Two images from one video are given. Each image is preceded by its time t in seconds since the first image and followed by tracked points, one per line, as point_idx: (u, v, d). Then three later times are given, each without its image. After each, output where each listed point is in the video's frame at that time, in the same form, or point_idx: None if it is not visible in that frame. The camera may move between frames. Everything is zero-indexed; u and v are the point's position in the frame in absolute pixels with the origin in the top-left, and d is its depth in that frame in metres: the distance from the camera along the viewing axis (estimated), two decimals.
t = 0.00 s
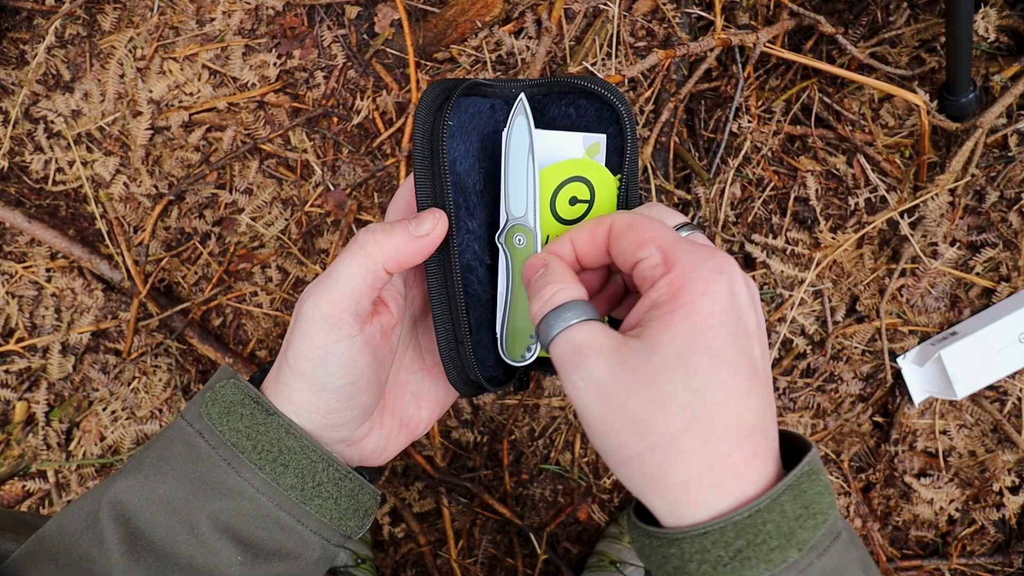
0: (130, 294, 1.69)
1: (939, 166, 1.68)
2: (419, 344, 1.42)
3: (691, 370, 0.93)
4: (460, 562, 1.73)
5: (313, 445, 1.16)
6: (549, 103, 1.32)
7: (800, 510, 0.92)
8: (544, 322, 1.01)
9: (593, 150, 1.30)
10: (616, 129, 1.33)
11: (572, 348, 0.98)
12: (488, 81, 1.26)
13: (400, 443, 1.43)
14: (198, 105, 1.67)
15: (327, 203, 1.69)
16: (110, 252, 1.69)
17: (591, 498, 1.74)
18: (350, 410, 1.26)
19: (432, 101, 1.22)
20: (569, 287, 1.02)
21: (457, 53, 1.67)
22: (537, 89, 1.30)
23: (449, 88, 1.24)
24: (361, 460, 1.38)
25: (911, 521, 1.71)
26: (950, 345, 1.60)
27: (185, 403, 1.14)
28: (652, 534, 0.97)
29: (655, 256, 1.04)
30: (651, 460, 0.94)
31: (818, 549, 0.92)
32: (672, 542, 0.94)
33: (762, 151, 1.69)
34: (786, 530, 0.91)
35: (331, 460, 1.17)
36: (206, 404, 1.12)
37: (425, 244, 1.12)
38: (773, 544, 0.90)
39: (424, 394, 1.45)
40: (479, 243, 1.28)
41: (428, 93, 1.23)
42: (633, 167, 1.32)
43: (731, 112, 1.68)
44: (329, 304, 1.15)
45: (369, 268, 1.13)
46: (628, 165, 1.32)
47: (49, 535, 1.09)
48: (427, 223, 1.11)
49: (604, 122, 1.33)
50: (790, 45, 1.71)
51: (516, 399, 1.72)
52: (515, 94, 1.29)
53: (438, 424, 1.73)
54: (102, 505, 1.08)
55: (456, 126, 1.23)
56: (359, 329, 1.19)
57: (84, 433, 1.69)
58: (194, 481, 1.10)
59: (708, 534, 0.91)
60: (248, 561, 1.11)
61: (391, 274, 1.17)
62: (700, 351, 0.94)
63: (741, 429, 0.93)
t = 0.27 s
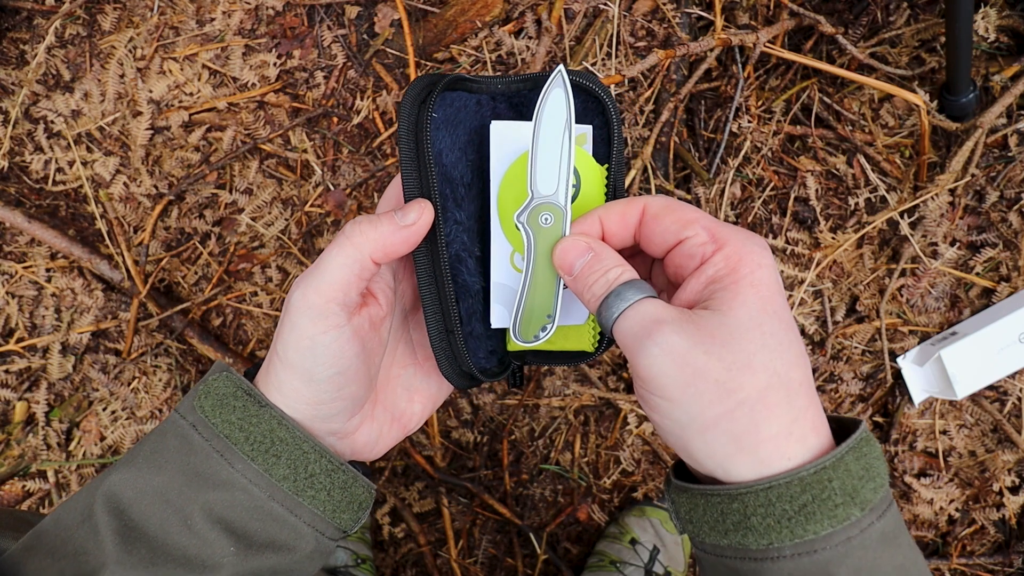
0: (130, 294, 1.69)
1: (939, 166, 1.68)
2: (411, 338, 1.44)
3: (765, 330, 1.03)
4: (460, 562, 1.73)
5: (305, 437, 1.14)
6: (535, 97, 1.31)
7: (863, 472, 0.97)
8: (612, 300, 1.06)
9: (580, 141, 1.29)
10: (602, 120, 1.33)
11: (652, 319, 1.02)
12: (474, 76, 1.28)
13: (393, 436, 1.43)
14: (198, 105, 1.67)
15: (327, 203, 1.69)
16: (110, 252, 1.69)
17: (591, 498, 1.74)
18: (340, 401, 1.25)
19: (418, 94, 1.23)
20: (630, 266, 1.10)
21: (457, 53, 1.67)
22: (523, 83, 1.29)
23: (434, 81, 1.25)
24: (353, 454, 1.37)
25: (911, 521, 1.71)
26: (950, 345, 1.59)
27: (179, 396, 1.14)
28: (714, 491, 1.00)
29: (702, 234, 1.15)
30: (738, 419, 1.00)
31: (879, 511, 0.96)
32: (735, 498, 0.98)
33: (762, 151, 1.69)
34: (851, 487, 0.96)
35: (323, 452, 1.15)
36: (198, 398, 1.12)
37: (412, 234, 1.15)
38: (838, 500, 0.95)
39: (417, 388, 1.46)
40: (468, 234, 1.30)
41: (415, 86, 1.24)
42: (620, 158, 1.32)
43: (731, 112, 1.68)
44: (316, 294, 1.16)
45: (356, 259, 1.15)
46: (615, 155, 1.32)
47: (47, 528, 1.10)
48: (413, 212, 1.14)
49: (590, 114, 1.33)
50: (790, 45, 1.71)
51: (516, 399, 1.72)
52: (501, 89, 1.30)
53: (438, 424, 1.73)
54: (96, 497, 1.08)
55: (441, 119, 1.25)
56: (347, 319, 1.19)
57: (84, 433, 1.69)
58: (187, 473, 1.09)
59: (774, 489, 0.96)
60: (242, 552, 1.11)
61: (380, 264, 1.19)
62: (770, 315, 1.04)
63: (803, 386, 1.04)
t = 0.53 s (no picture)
0: (130, 294, 1.69)
1: (939, 166, 1.68)
2: (412, 336, 1.44)
3: (769, 325, 1.04)
4: (460, 562, 1.73)
5: (308, 432, 1.15)
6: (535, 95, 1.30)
7: (867, 466, 0.98)
8: (618, 296, 1.05)
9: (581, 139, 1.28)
10: (603, 117, 1.32)
11: (658, 315, 1.03)
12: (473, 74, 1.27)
13: (394, 433, 1.43)
14: (198, 105, 1.67)
15: (327, 203, 1.69)
16: (110, 252, 1.69)
17: (591, 498, 1.74)
18: (340, 397, 1.25)
19: (416, 93, 1.24)
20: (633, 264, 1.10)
21: (457, 53, 1.67)
22: (522, 82, 1.29)
23: (432, 80, 1.26)
24: (354, 450, 1.37)
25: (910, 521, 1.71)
26: (950, 345, 1.60)
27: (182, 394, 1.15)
28: (720, 484, 1.00)
29: (705, 231, 1.15)
30: (743, 412, 1.01)
31: (884, 505, 0.97)
32: (742, 491, 0.98)
33: (762, 151, 1.69)
34: (856, 481, 0.96)
35: (325, 447, 1.16)
36: (201, 394, 1.13)
37: (406, 230, 1.14)
38: (843, 493, 0.95)
39: (418, 385, 1.46)
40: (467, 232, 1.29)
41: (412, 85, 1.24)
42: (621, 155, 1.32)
43: (731, 113, 1.68)
44: (313, 289, 1.16)
45: (351, 253, 1.15)
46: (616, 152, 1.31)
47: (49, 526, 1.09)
48: (407, 209, 1.14)
49: (590, 112, 1.33)
50: (790, 45, 1.71)
51: (516, 399, 1.71)
52: (501, 87, 1.30)
53: (438, 424, 1.73)
54: (100, 494, 1.09)
55: (438, 118, 1.25)
56: (344, 314, 1.19)
57: (84, 433, 1.69)
58: (191, 469, 1.10)
59: (781, 481, 0.96)
60: (246, 547, 1.10)
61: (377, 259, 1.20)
62: (774, 310, 1.05)
63: (806, 380, 1.04)
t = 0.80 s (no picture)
0: (130, 294, 1.69)
1: (939, 166, 1.68)
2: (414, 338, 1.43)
3: (747, 342, 0.99)
4: (460, 562, 1.73)
5: (311, 435, 1.16)
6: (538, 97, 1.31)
7: (851, 480, 0.96)
8: (600, 302, 1.05)
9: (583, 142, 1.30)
10: (604, 121, 1.33)
11: (630, 327, 1.03)
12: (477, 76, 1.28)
13: (397, 435, 1.44)
14: (198, 105, 1.68)
15: (327, 203, 1.69)
16: (110, 252, 1.69)
17: (591, 498, 1.74)
18: (343, 398, 1.26)
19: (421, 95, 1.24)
20: (613, 271, 1.09)
21: (457, 53, 1.67)
22: (525, 83, 1.28)
23: (437, 82, 1.26)
24: (357, 451, 1.38)
25: (910, 521, 1.71)
26: (950, 345, 1.59)
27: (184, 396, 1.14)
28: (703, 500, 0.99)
29: (697, 237, 1.12)
30: (718, 430, 0.99)
31: (868, 519, 0.95)
32: (722, 508, 0.97)
33: (762, 151, 1.69)
34: (836, 496, 0.95)
35: (328, 450, 1.17)
36: (204, 396, 1.12)
37: (410, 233, 1.15)
38: (825, 509, 0.93)
39: (420, 386, 1.46)
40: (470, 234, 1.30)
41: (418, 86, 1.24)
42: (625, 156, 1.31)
43: (731, 113, 1.68)
44: (317, 293, 1.15)
45: (356, 257, 1.15)
46: (618, 154, 1.31)
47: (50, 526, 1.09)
48: (413, 212, 1.14)
49: (593, 114, 1.33)
50: (790, 45, 1.71)
51: (516, 399, 1.71)
52: (505, 89, 1.29)
53: (438, 424, 1.73)
54: (101, 496, 1.09)
55: (443, 120, 1.26)
56: (349, 317, 1.20)
57: (84, 433, 1.69)
58: (193, 472, 1.09)
59: (761, 497, 0.95)
60: (248, 549, 1.11)
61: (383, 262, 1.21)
62: (754, 325, 1.00)
63: (790, 397, 0.99)
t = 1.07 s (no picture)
0: (130, 294, 1.69)
1: (939, 166, 1.68)
2: (420, 343, 1.43)
3: (669, 378, 0.99)
4: (460, 562, 1.73)
5: (318, 444, 1.15)
6: (534, 105, 1.35)
7: (783, 496, 0.96)
8: (548, 324, 1.07)
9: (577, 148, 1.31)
10: (597, 127, 1.33)
11: (566, 355, 1.06)
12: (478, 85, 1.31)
13: (403, 440, 1.43)
14: (198, 105, 1.68)
15: (327, 202, 1.69)
16: (110, 252, 1.69)
17: (591, 498, 1.74)
18: (355, 407, 1.26)
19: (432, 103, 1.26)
20: (556, 295, 1.08)
21: (457, 53, 1.67)
22: (523, 91, 1.34)
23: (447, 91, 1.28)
24: (364, 458, 1.38)
25: (910, 521, 1.71)
26: (950, 345, 1.59)
27: (191, 403, 1.15)
28: (642, 519, 1.02)
29: (648, 263, 1.09)
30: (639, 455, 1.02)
31: (800, 534, 0.96)
32: (659, 528, 1.00)
33: (762, 151, 1.69)
34: (767, 513, 0.95)
35: (335, 459, 1.17)
36: (212, 403, 1.13)
37: (428, 248, 1.14)
38: (755, 526, 0.94)
39: (426, 392, 1.45)
40: (479, 241, 1.30)
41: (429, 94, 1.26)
42: (616, 163, 1.30)
43: (731, 112, 1.68)
44: (333, 303, 1.16)
45: (373, 267, 1.14)
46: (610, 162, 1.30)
47: (53, 532, 1.09)
48: (430, 225, 1.13)
49: (585, 121, 1.34)
50: (790, 45, 1.71)
51: (516, 399, 1.72)
52: (503, 97, 1.34)
53: (438, 424, 1.73)
54: (107, 502, 1.09)
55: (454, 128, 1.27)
56: (364, 327, 1.20)
57: (84, 433, 1.69)
58: (200, 479, 1.10)
59: (693, 519, 0.96)
60: (254, 558, 1.11)
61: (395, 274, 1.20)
62: (680, 361, 0.99)
63: (722, 433, 0.98)
